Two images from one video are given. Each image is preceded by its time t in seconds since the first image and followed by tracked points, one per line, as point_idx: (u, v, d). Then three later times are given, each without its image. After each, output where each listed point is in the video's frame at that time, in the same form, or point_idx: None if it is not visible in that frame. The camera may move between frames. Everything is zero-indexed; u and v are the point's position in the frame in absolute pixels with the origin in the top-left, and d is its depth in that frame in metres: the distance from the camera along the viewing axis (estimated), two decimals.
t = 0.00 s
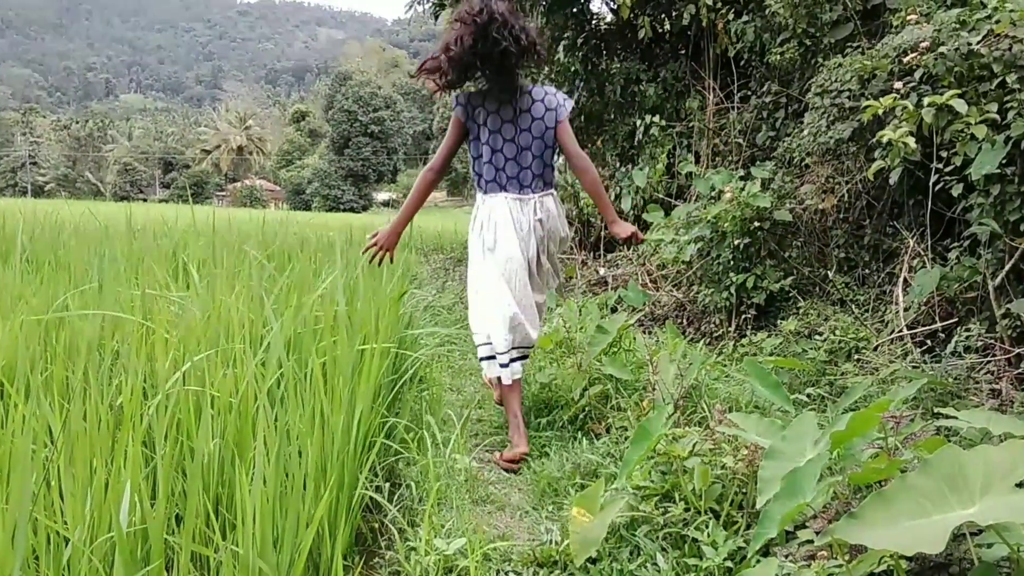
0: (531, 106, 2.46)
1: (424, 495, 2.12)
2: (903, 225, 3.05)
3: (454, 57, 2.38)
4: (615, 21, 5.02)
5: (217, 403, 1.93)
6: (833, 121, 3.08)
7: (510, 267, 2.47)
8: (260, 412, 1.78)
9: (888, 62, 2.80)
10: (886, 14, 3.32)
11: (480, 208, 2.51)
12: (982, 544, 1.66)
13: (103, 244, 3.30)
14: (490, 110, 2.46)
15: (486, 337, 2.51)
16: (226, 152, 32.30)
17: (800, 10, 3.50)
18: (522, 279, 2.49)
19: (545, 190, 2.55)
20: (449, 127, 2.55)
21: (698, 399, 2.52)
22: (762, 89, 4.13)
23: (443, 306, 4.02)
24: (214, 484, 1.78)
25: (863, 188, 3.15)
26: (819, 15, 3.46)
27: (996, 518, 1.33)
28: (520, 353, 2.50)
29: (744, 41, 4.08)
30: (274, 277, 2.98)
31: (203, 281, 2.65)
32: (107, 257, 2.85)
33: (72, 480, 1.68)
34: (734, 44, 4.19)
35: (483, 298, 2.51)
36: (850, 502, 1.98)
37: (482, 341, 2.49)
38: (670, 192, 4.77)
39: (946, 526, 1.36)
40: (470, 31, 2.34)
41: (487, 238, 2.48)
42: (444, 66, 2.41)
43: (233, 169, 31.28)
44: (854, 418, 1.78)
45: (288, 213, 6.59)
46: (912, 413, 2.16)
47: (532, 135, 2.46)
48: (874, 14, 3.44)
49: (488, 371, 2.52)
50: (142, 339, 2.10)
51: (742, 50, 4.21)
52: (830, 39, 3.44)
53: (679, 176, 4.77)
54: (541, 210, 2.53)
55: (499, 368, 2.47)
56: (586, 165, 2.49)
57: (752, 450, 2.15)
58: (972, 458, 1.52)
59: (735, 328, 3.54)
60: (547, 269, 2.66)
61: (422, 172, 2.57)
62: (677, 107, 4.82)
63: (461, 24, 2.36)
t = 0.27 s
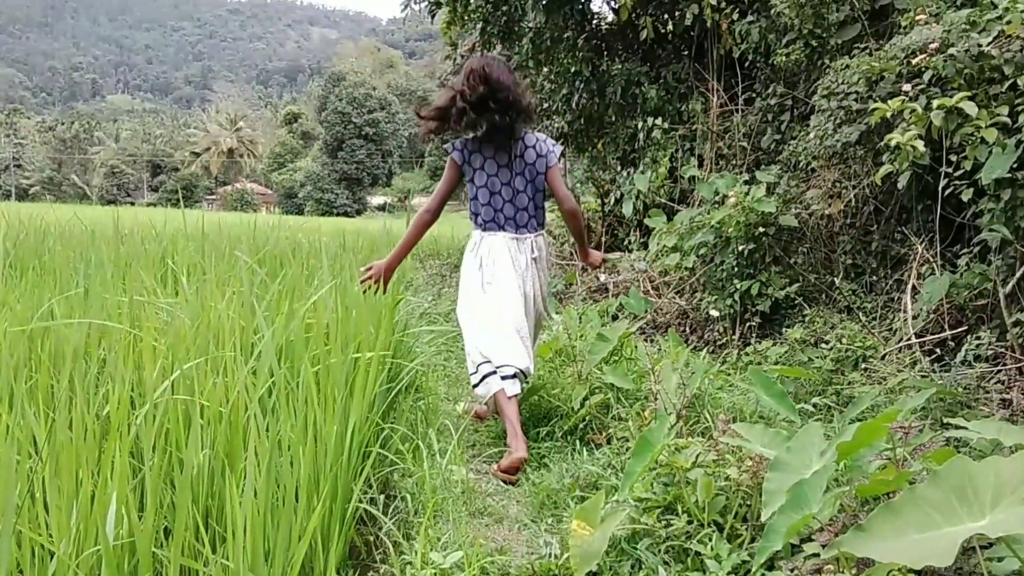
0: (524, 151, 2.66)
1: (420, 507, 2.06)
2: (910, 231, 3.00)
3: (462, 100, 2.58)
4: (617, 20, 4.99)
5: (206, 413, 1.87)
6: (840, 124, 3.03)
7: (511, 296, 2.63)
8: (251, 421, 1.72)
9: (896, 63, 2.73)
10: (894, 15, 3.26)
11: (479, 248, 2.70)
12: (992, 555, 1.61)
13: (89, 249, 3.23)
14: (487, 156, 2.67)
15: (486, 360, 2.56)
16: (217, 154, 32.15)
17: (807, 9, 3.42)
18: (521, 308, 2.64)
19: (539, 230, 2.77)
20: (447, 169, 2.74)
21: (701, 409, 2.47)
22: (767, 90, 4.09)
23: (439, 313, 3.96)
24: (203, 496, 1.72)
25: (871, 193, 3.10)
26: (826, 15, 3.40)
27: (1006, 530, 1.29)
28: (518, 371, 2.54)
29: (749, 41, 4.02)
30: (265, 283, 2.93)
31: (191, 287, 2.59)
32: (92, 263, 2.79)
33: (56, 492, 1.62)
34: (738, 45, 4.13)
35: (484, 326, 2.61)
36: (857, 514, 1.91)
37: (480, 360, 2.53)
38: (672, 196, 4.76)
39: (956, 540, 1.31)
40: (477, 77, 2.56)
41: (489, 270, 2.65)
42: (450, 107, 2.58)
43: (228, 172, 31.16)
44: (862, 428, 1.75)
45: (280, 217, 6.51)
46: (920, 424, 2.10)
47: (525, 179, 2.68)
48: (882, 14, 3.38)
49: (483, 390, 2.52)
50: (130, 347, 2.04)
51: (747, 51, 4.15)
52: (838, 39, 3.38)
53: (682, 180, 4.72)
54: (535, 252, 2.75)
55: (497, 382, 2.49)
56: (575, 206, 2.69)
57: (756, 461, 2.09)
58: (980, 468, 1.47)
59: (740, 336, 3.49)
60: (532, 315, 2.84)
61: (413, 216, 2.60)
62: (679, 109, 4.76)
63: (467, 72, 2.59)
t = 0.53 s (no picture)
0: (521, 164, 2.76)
1: (417, 519, 2.00)
2: (921, 235, 2.96)
3: (482, 115, 2.59)
4: (620, 19, 4.99)
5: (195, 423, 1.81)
6: (848, 125, 2.98)
7: (513, 303, 2.64)
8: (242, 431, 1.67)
9: (906, 63, 2.69)
10: (904, 12, 3.21)
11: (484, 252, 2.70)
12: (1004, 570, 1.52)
13: (76, 254, 3.17)
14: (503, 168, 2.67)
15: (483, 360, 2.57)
16: (207, 156, 31.93)
17: (815, 8, 3.37)
18: (523, 316, 2.64)
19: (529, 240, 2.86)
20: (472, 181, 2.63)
21: (705, 418, 2.41)
22: (774, 91, 4.05)
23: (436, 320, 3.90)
24: (191, 508, 1.67)
25: (880, 197, 3.05)
26: (834, 14, 3.35)
27: (1021, 543, 1.24)
28: (516, 372, 2.56)
29: (754, 40, 3.97)
30: (257, 289, 2.87)
31: (180, 293, 2.53)
32: (79, 269, 2.74)
33: (39, 505, 1.57)
34: (744, 44, 4.08)
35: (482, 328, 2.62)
36: (865, 526, 1.85)
37: (478, 359, 2.55)
38: (676, 200, 4.73)
39: (968, 556, 1.25)
40: (493, 93, 2.61)
41: (495, 274, 2.65)
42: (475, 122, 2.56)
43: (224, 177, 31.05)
44: (869, 438, 1.68)
45: (273, 220, 6.44)
46: (930, 433, 2.05)
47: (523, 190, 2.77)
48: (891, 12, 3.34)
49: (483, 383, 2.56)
50: (116, 356, 1.99)
51: (753, 50, 4.10)
52: (846, 38, 3.33)
53: (686, 184, 4.68)
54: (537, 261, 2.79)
55: (496, 379, 2.52)
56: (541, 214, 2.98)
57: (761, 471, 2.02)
58: (991, 478, 1.40)
59: (745, 344, 3.44)
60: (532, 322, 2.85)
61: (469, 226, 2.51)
62: (682, 110, 4.75)
63: (477, 88, 2.61)
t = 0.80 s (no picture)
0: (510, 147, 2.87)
1: (414, 533, 1.94)
2: (933, 240, 2.91)
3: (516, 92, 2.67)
4: (622, 17, 4.92)
5: (185, 434, 1.76)
6: (858, 127, 2.94)
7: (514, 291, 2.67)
8: (234, 442, 1.61)
9: (917, 63, 2.65)
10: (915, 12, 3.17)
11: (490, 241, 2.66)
12: None
13: (63, 260, 3.12)
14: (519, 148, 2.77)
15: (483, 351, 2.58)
16: (199, 158, 31.90)
17: (823, 6, 3.33)
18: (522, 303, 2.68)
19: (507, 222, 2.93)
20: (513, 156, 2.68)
21: (711, 429, 2.35)
22: (781, 91, 4.01)
23: (435, 326, 3.84)
24: (180, 522, 1.61)
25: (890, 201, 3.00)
26: (843, 13, 3.30)
27: None
28: (517, 360, 2.62)
29: (760, 40, 3.93)
30: (249, 295, 2.82)
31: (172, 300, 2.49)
32: (68, 275, 2.69)
33: (23, 519, 1.51)
34: (750, 44, 4.04)
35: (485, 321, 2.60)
36: (875, 541, 1.79)
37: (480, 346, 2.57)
38: (681, 205, 4.66)
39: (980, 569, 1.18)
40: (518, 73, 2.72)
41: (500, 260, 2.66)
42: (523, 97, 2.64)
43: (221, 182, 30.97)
44: (880, 451, 1.62)
45: (269, 225, 6.38)
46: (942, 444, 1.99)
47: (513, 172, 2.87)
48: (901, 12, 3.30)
49: (482, 370, 2.58)
50: (105, 364, 1.94)
51: (759, 50, 4.06)
52: (855, 38, 3.29)
53: (690, 188, 4.63)
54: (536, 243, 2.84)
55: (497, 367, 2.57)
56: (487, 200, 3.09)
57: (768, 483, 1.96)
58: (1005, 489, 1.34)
59: (752, 352, 3.39)
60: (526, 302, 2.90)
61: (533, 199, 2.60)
62: (687, 112, 4.69)
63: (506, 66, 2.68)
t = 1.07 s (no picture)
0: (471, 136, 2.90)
1: (412, 551, 1.89)
2: (945, 249, 2.88)
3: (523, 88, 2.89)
4: (626, 20, 4.87)
5: (177, 449, 1.70)
6: (868, 133, 2.90)
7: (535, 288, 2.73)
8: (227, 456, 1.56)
9: (929, 67, 2.62)
10: (926, 16, 3.16)
11: (519, 234, 2.70)
12: None
13: (52, 271, 3.06)
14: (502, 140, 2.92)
15: (514, 343, 2.70)
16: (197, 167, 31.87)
17: (832, 9, 3.28)
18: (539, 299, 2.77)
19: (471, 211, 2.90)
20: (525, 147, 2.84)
21: (718, 442, 2.30)
22: (790, 96, 3.98)
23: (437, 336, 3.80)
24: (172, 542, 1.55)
25: (901, 209, 2.97)
26: (852, 15, 3.26)
27: None
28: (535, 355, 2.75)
29: (768, 44, 3.89)
30: (244, 307, 2.77)
31: (164, 311, 2.44)
32: (57, 287, 2.63)
33: (10, 539, 1.46)
34: (757, 48, 4.01)
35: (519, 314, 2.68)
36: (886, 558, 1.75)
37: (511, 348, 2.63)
38: (687, 212, 4.64)
39: None
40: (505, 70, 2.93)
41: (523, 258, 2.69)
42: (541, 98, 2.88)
43: (219, 191, 30.90)
44: (889, 465, 1.59)
45: (264, 235, 6.31)
46: (954, 459, 1.93)
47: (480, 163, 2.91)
48: (911, 14, 3.29)
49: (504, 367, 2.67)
50: (96, 377, 1.89)
51: (766, 54, 4.03)
52: (865, 42, 3.27)
53: (696, 196, 4.60)
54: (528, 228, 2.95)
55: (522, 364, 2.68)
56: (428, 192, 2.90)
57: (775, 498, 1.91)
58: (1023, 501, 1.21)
59: (760, 364, 3.35)
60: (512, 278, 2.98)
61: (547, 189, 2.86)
62: (692, 117, 4.67)
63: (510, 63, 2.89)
